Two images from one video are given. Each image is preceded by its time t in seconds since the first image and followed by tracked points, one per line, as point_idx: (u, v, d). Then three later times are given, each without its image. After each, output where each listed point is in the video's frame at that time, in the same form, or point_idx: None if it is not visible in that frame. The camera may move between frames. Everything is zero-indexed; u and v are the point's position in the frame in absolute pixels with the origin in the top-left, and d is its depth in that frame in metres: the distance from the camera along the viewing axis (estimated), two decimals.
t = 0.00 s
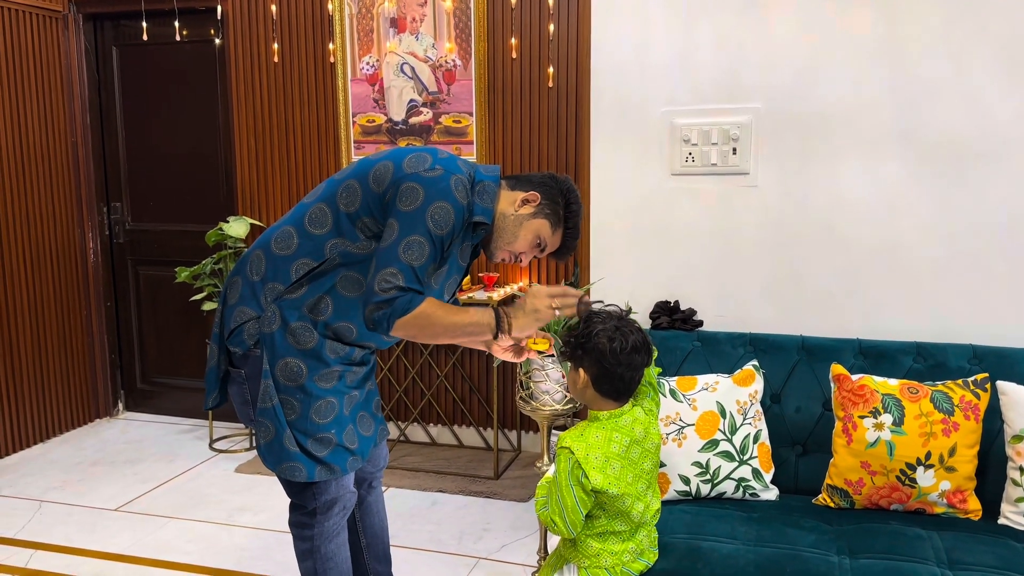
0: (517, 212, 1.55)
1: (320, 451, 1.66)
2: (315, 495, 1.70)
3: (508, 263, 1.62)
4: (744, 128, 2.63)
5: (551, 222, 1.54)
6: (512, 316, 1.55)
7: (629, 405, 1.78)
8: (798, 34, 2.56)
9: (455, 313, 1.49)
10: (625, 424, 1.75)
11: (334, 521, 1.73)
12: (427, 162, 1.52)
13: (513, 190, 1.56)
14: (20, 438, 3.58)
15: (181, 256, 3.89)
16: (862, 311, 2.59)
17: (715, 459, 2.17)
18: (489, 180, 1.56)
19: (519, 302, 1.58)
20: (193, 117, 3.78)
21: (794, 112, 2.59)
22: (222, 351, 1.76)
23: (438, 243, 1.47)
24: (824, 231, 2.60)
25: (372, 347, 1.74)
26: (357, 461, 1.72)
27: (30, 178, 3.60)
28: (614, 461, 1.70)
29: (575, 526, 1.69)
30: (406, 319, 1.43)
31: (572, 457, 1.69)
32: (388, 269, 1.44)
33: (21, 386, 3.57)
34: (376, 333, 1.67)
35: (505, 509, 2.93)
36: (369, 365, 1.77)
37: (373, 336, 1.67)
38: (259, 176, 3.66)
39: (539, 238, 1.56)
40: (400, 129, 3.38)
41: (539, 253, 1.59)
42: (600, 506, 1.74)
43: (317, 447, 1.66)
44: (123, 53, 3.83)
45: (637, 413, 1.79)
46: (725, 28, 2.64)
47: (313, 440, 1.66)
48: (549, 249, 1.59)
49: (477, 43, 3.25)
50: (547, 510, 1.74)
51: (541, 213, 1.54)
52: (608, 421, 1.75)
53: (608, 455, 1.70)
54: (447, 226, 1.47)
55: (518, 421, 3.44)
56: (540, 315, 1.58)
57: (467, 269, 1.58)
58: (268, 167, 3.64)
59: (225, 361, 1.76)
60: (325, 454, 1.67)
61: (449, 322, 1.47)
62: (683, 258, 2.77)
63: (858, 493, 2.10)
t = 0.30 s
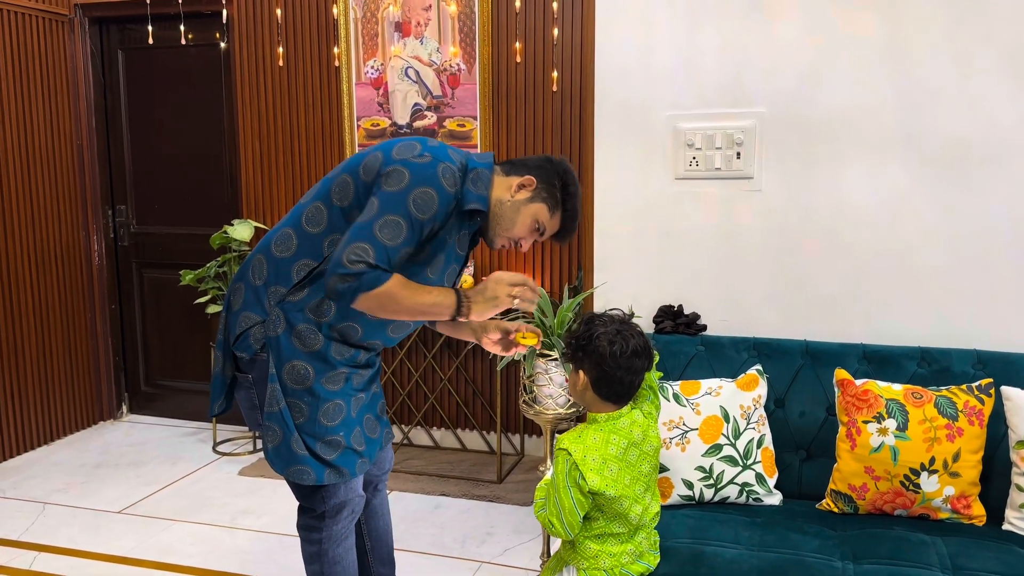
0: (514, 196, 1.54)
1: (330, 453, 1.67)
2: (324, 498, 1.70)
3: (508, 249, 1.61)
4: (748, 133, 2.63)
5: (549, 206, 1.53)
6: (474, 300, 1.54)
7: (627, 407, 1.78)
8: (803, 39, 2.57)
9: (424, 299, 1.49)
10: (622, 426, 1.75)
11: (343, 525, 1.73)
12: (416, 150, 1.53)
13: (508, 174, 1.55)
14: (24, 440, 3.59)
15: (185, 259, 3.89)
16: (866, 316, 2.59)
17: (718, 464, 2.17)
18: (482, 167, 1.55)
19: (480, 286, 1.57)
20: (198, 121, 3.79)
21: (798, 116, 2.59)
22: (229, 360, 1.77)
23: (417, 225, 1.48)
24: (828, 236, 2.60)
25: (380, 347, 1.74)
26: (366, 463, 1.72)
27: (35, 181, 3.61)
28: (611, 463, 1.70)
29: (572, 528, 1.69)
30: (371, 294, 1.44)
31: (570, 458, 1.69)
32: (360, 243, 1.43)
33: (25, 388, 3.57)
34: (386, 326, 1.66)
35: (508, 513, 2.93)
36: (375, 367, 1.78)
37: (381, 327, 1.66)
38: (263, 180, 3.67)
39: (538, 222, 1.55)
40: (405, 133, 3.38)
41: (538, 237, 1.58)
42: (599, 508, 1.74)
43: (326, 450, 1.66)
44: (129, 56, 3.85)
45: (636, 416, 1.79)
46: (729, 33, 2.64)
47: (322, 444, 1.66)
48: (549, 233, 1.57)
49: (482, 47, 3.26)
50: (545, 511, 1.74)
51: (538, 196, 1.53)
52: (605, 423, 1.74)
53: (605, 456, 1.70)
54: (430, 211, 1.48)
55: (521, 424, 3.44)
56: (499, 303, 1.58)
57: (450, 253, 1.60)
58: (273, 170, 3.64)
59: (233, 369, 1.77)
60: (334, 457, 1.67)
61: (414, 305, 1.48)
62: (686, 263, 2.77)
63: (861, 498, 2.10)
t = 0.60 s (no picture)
0: (491, 143, 1.53)
1: (350, 459, 1.66)
2: (342, 506, 1.70)
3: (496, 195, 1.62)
4: (755, 140, 2.63)
5: (527, 143, 1.52)
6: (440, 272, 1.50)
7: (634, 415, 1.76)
8: (810, 46, 2.57)
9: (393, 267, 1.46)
10: (629, 434, 1.74)
11: (358, 534, 1.73)
12: (373, 115, 1.52)
13: (477, 122, 1.53)
14: (33, 444, 3.60)
15: (194, 265, 3.91)
16: (874, 324, 2.58)
17: (725, 472, 2.17)
18: (448, 120, 1.54)
19: (451, 263, 1.51)
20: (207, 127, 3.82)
21: (805, 123, 2.59)
22: (246, 375, 1.77)
23: (379, 186, 1.45)
24: (835, 243, 2.60)
25: (397, 345, 1.74)
26: (383, 470, 1.73)
27: (46, 187, 3.64)
28: (616, 471, 1.69)
29: (579, 536, 1.69)
30: (335, 263, 1.42)
31: (575, 466, 1.69)
32: (320, 209, 1.42)
33: (33, 393, 3.59)
34: (401, 301, 1.66)
35: (514, 520, 2.92)
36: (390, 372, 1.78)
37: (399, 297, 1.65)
38: (271, 186, 3.69)
39: (522, 162, 1.54)
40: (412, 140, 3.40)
41: (525, 175, 1.58)
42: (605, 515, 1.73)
43: (346, 455, 1.66)
44: (138, 63, 3.88)
45: (643, 423, 1.77)
46: (737, 40, 2.64)
47: (342, 448, 1.66)
48: (535, 169, 1.57)
49: (489, 55, 3.28)
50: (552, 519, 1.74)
51: (515, 137, 1.52)
52: (612, 431, 1.74)
53: (611, 464, 1.69)
54: (390, 169, 1.46)
55: (528, 430, 3.44)
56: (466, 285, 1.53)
57: (427, 209, 1.56)
58: (281, 177, 3.66)
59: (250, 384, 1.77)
60: (354, 462, 1.67)
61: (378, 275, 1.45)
62: (693, 270, 2.77)
63: (869, 507, 2.09)
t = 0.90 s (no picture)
0: (437, 79, 1.54)
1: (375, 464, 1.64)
2: (356, 513, 1.68)
3: (462, 131, 1.62)
4: (766, 149, 2.63)
5: (473, 71, 1.51)
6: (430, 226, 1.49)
7: (648, 428, 1.76)
8: (822, 55, 2.57)
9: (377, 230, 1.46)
10: (642, 446, 1.73)
11: (373, 543, 1.71)
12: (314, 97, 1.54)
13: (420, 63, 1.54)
14: (46, 450, 3.62)
15: (207, 272, 3.93)
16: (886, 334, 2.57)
17: (736, 481, 2.16)
18: (391, 76, 1.55)
19: (438, 209, 1.52)
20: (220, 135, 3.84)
21: (817, 132, 2.59)
22: (274, 397, 1.72)
23: (335, 157, 1.46)
24: (847, 252, 2.59)
25: (425, 333, 1.75)
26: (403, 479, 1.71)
27: (60, 194, 3.67)
28: (628, 483, 1.68)
29: (589, 546, 1.68)
30: (316, 245, 1.43)
31: (587, 475, 1.68)
32: (287, 199, 1.45)
33: (47, 399, 3.61)
34: (419, 269, 1.67)
35: (525, 528, 2.92)
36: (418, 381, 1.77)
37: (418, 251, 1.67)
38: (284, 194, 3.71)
39: (473, 93, 1.53)
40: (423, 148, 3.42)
41: (484, 105, 1.56)
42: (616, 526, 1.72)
43: (370, 460, 1.64)
44: (152, 72, 3.91)
45: (657, 437, 1.77)
46: (748, 50, 2.64)
47: (368, 454, 1.64)
48: (492, 96, 1.54)
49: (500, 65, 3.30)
50: (563, 528, 1.74)
51: (458, 68, 1.51)
52: (625, 442, 1.73)
53: (622, 476, 1.68)
54: (337, 138, 1.46)
55: (538, 439, 3.45)
56: (458, 228, 1.54)
57: (398, 168, 1.54)
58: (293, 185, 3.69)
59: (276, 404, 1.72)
60: (378, 469, 1.65)
61: (363, 242, 1.44)
62: (704, 278, 2.76)
63: (881, 517, 2.08)
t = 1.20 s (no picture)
0: (413, 72, 1.69)
1: (394, 458, 1.70)
2: (374, 517, 1.71)
3: (451, 118, 1.73)
4: (786, 162, 2.63)
5: (441, 55, 1.65)
6: (416, 206, 1.59)
7: (671, 442, 1.75)
8: (841, 69, 2.56)
9: (368, 219, 1.56)
10: (666, 460, 1.72)
11: (390, 551, 1.72)
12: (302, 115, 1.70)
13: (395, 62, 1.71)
14: (68, 459, 3.66)
15: (228, 283, 3.97)
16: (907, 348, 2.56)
17: (756, 496, 2.15)
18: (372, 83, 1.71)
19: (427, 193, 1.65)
20: (242, 148, 3.89)
21: (837, 146, 2.59)
22: (303, 413, 1.79)
23: (320, 160, 1.60)
24: (867, 266, 2.58)
25: (436, 325, 1.78)
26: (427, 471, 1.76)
27: (85, 205, 3.72)
28: (652, 495, 1.68)
29: (613, 558, 1.68)
30: (311, 242, 1.56)
31: (610, 487, 1.68)
32: (282, 207, 1.60)
33: (70, 409, 3.65)
34: (418, 261, 1.71)
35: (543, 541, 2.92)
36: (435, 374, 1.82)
37: (415, 234, 1.70)
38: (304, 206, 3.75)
39: (447, 75, 1.66)
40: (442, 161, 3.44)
41: (461, 84, 1.69)
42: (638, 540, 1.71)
43: (389, 455, 1.69)
44: (176, 86, 3.97)
45: (680, 452, 1.76)
46: (767, 64, 2.64)
47: (385, 448, 1.69)
48: (464, 73, 1.67)
49: (519, 78, 3.32)
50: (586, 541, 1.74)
51: (427, 56, 1.66)
52: (649, 454, 1.72)
53: (646, 488, 1.68)
54: (318, 142, 1.60)
55: (556, 451, 3.45)
56: (447, 201, 1.63)
57: (386, 165, 1.68)
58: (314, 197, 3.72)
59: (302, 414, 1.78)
60: (398, 462, 1.70)
61: (356, 231, 1.55)
62: (723, 292, 2.76)
63: (903, 533, 2.06)
